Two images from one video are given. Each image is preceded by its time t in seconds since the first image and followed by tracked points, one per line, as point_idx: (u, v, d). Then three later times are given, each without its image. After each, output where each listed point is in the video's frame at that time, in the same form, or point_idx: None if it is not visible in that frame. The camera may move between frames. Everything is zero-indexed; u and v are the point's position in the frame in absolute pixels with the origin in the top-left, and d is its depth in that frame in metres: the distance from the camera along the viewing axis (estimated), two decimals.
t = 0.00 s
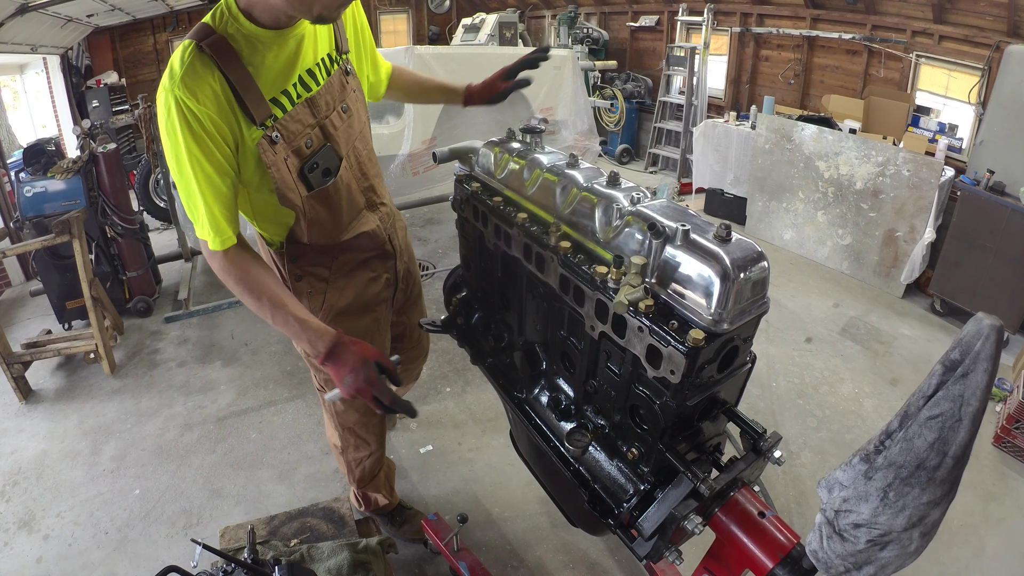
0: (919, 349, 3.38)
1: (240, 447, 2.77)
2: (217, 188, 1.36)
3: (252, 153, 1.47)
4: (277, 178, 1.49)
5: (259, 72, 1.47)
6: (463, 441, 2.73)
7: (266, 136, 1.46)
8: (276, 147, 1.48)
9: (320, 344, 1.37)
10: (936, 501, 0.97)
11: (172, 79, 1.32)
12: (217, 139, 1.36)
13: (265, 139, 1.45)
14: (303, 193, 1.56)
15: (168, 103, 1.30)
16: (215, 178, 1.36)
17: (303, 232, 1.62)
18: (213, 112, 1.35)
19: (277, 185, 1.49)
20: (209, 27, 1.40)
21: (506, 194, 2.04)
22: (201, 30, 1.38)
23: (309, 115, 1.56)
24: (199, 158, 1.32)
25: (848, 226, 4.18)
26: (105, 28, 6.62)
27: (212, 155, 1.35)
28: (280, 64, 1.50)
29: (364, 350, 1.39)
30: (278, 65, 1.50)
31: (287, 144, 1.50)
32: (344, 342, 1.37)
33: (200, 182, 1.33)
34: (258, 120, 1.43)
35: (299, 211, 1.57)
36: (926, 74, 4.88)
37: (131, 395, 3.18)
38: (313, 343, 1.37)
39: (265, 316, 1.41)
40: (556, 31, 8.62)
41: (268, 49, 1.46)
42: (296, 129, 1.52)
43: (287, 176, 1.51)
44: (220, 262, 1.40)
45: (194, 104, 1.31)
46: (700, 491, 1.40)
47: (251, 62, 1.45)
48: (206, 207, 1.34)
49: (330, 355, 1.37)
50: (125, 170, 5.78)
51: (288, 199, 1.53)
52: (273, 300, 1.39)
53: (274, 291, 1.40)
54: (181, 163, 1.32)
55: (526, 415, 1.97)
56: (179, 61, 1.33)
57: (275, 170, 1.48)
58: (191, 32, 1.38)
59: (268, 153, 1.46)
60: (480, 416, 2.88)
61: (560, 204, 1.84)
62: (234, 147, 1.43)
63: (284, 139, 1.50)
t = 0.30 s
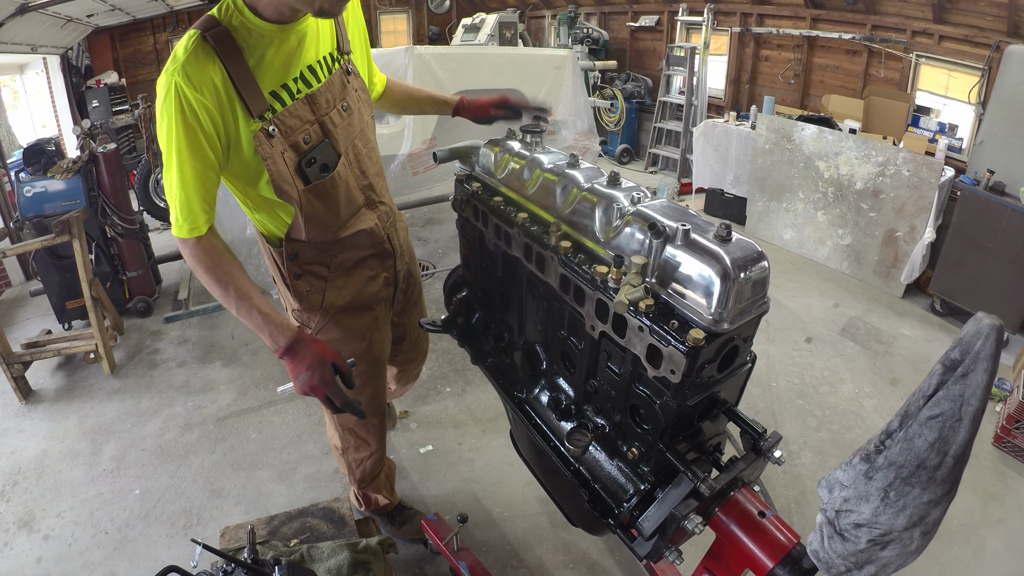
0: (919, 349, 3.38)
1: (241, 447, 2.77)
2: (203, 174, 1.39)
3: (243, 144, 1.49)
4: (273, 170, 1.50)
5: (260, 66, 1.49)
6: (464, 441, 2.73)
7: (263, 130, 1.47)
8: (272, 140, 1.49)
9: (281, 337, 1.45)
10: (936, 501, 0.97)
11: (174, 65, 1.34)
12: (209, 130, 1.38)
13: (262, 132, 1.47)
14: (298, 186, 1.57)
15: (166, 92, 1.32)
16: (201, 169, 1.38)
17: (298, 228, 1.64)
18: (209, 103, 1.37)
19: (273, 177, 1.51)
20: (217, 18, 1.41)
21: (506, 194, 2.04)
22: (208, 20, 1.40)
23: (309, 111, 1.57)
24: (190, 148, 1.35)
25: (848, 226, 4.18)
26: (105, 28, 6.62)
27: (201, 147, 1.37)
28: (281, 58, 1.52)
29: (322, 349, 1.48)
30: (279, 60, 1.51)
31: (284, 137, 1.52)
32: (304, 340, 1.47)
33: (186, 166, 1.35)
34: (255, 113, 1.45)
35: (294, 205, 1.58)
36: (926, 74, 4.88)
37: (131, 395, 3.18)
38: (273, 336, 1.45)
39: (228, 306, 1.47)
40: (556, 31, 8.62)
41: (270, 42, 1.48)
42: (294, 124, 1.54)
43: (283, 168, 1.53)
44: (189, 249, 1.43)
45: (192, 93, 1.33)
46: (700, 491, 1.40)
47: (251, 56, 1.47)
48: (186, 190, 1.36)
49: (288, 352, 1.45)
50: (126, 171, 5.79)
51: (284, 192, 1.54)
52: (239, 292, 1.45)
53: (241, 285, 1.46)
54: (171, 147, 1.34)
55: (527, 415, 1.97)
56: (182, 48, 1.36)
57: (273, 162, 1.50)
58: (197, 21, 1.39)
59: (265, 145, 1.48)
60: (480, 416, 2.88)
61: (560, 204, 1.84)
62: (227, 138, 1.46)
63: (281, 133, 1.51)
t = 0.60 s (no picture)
0: (919, 349, 3.38)
1: (241, 447, 2.77)
2: (202, 165, 1.39)
3: (239, 139, 1.50)
4: (266, 164, 1.51)
5: (254, 63, 1.50)
6: (463, 441, 2.73)
7: (257, 125, 1.48)
8: (266, 135, 1.50)
9: (288, 329, 1.46)
10: (936, 501, 0.97)
11: (170, 59, 1.36)
12: (207, 123, 1.40)
13: (256, 127, 1.48)
14: (292, 182, 1.57)
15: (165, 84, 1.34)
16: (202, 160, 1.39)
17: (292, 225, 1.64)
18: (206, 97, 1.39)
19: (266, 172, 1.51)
20: (212, 16, 1.43)
21: (506, 194, 2.04)
22: (203, 18, 1.42)
23: (303, 108, 1.57)
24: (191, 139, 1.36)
25: (848, 226, 4.18)
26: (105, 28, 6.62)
27: (201, 138, 1.38)
28: (276, 55, 1.53)
29: (330, 339, 1.49)
30: (272, 57, 1.52)
31: (278, 133, 1.52)
32: (311, 330, 1.47)
33: (187, 154, 1.36)
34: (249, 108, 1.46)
35: (287, 201, 1.58)
36: (925, 74, 4.88)
37: (131, 395, 3.18)
38: (280, 328, 1.45)
39: (234, 301, 1.47)
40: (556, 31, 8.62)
41: (264, 38, 1.49)
42: (288, 121, 1.54)
43: (276, 163, 1.53)
44: (193, 245, 1.43)
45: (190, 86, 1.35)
46: (700, 491, 1.40)
47: (245, 52, 1.48)
48: (190, 181, 1.37)
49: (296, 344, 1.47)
50: (126, 171, 5.78)
51: (277, 187, 1.55)
52: (244, 285, 1.45)
53: (245, 278, 1.46)
54: (170, 137, 1.35)
55: (527, 415, 1.97)
56: (179, 43, 1.38)
57: (265, 156, 1.50)
58: (193, 18, 1.42)
59: (259, 140, 1.48)
60: (481, 416, 2.88)
61: (560, 204, 1.84)
62: (223, 132, 1.47)
63: (275, 129, 1.52)
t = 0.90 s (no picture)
0: (919, 349, 3.38)
1: (240, 447, 2.77)
2: (192, 165, 1.44)
3: (233, 140, 1.51)
4: (260, 166, 1.50)
5: (248, 64, 1.50)
6: (463, 441, 2.73)
7: (251, 126, 1.48)
8: (260, 136, 1.50)
9: (280, 326, 1.46)
10: (936, 501, 0.97)
11: (163, 60, 1.38)
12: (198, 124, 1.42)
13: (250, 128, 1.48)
14: (286, 182, 1.57)
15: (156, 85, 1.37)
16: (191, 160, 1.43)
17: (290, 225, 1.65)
18: (198, 97, 1.41)
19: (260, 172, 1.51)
20: (206, 17, 1.44)
21: (506, 194, 2.04)
22: (198, 19, 1.43)
23: (298, 109, 1.57)
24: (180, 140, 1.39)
25: (848, 226, 4.18)
26: (105, 28, 6.62)
27: (191, 139, 1.42)
28: (270, 56, 1.53)
29: (322, 336, 1.49)
30: (268, 58, 1.52)
31: (272, 133, 1.52)
32: (303, 328, 1.48)
33: (178, 155, 1.40)
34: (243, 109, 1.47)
35: (282, 201, 1.58)
36: (926, 74, 4.88)
37: (131, 395, 3.18)
38: (273, 325, 1.46)
39: (227, 297, 1.49)
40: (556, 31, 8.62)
41: (258, 40, 1.49)
42: (283, 121, 1.54)
43: (270, 164, 1.53)
44: (189, 241, 1.47)
45: (181, 88, 1.37)
46: (700, 491, 1.40)
47: (238, 53, 1.48)
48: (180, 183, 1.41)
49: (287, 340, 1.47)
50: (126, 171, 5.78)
51: (272, 187, 1.55)
52: (238, 282, 1.48)
53: (238, 275, 1.48)
54: (162, 137, 1.38)
55: (526, 415, 1.97)
56: (173, 44, 1.40)
57: (260, 158, 1.50)
58: (187, 19, 1.43)
59: (253, 141, 1.48)
60: (481, 416, 2.88)
61: (560, 204, 1.84)
62: (216, 131, 1.49)
63: (269, 128, 1.52)
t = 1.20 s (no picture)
0: (919, 349, 3.38)
1: (240, 447, 2.77)
2: (186, 165, 1.44)
3: (228, 141, 1.51)
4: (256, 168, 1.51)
5: (246, 66, 1.50)
6: (463, 441, 2.73)
7: (246, 128, 1.48)
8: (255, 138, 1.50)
9: (263, 330, 1.47)
10: (936, 500, 0.97)
11: (159, 61, 1.39)
12: (191, 125, 1.43)
13: (245, 130, 1.48)
14: (282, 184, 1.58)
15: (151, 86, 1.37)
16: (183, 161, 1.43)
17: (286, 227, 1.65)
18: (191, 98, 1.41)
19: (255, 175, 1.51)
20: (203, 18, 1.44)
21: (506, 195, 2.04)
22: (195, 19, 1.43)
23: (296, 110, 1.57)
24: (172, 141, 1.40)
25: (848, 226, 4.18)
26: (105, 28, 6.62)
27: (184, 140, 1.42)
28: (268, 57, 1.52)
29: (302, 345, 1.49)
30: (267, 60, 1.52)
31: (268, 135, 1.52)
32: (285, 334, 1.48)
33: (172, 155, 1.40)
34: (238, 111, 1.46)
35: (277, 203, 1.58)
36: (926, 74, 4.88)
37: (131, 395, 3.18)
38: (256, 328, 1.48)
39: (213, 295, 1.51)
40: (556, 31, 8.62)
41: (256, 41, 1.49)
42: (279, 123, 1.54)
43: (265, 166, 1.54)
44: (179, 240, 1.48)
45: (174, 88, 1.38)
46: (700, 491, 1.40)
47: (235, 54, 1.48)
48: (172, 184, 1.42)
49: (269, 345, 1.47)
50: (126, 171, 5.78)
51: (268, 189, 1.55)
52: (227, 284, 1.50)
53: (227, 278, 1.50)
54: (156, 138, 1.39)
55: (526, 415, 1.97)
56: (168, 45, 1.40)
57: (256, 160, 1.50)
58: (183, 20, 1.43)
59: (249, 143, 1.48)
60: (481, 416, 2.88)
61: (560, 204, 1.84)
62: (212, 132, 1.49)
63: (265, 131, 1.52)
